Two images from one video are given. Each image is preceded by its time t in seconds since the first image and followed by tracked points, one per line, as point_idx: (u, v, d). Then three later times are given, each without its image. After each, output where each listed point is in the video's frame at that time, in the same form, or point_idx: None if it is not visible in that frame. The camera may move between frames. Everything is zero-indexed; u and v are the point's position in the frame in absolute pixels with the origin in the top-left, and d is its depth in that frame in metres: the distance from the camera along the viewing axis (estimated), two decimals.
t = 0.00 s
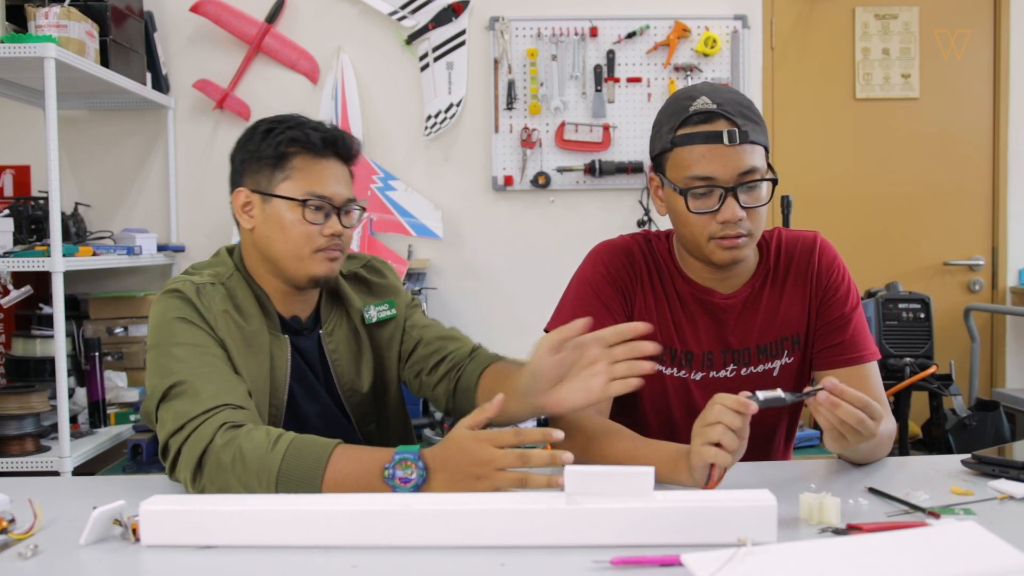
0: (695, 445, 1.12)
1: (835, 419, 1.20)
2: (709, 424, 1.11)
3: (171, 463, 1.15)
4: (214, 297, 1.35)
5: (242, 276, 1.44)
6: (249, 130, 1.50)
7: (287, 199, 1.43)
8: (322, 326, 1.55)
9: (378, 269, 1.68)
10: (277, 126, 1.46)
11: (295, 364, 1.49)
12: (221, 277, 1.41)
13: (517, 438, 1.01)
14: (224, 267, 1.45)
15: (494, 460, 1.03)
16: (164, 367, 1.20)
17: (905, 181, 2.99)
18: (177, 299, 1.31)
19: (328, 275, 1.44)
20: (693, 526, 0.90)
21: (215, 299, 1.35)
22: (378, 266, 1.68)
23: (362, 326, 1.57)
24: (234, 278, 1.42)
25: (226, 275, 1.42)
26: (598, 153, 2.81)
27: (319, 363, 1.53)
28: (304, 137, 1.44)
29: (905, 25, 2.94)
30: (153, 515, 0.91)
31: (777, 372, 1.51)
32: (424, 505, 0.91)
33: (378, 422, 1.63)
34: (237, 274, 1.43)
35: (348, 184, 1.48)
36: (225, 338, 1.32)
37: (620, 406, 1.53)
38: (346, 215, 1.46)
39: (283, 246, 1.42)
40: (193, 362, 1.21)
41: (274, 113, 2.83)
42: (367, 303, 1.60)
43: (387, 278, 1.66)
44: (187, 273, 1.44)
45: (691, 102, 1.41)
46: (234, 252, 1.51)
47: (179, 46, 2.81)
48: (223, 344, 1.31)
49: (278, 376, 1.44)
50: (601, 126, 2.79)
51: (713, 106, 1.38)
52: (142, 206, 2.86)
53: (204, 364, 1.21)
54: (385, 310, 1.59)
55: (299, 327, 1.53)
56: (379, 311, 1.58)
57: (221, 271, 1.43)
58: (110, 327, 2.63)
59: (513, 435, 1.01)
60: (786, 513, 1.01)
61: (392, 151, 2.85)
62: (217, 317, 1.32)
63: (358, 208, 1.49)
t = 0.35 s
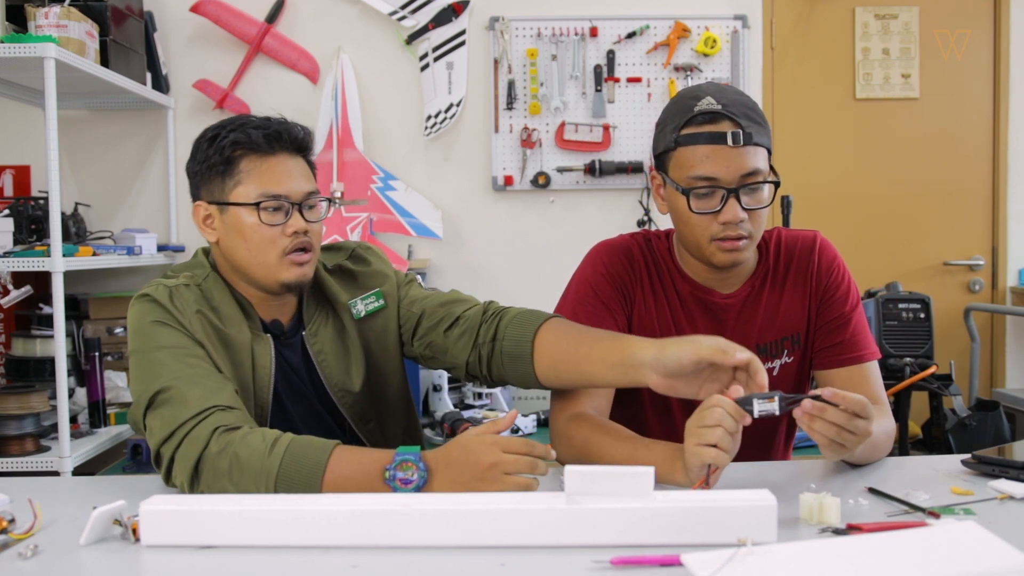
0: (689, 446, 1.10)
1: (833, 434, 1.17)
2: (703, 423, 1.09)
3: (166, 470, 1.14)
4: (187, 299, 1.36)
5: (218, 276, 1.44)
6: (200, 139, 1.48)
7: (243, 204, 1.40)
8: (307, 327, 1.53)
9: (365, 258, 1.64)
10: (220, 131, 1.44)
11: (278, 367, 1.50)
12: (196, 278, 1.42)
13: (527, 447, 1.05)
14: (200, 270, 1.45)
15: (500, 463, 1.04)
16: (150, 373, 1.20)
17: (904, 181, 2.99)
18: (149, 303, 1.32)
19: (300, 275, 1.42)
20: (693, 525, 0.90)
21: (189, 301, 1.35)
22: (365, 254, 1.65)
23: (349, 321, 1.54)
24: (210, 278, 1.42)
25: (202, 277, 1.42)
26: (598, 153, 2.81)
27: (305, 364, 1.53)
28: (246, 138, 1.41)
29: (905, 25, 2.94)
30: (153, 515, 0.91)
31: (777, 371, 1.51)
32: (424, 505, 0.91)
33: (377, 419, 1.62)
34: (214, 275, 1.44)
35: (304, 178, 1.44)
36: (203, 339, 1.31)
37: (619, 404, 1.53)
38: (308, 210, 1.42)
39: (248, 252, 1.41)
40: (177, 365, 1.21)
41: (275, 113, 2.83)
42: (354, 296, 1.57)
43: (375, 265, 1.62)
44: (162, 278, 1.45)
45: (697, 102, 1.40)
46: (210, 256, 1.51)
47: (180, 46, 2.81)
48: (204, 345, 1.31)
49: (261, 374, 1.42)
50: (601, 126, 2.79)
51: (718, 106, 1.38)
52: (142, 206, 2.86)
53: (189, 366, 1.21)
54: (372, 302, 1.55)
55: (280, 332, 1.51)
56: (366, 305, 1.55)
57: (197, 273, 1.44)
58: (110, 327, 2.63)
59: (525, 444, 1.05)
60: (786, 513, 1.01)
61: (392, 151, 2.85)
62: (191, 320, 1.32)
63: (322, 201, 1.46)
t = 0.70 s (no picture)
0: (679, 447, 1.09)
1: (812, 459, 1.11)
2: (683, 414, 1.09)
3: (167, 469, 1.14)
4: (188, 295, 1.36)
5: (220, 274, 1.44)
6: (206, 138, 1.48)
7: (244, 208, 1.39)
8: (308, 332, 1.52)
9: (369, 262, 1.64)
10: (226, 132, 1.43)
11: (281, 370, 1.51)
12: (199, 275, 1.43)
13: (532, 453, 1.07)
14: (202, 266, 1.46)
15: (503, 467, 1.04)
16: (152, 370, 1.20)
17: (904, 181, 2.99)
18: (150, 300, 1.32)
19: (296, 281, 1.40)
20: (694, 525, 0.90)
21: (189, 297, 1.35)
22: (370, 258, 1.64)
23: (351, 328, 1.54)
24: (212, 276, 1.43)
25: (205, 274, 1.42)
26: (598, 153, 2.81)
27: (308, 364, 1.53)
28: (250, 140, 1.40)
29: (905, 25, 2.94)
30: (153, 515, 0.91)
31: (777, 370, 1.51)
32: (424, 505, 0.91)
33: (380, 423, 1.62)
34: (216, 272, 1.44)
35: (307, 184, 1.42)
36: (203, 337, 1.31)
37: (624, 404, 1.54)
38: (311, 217, 1.41)
39: (247, 256, 1.40)
40: (178, 362, 1.21)
41: (275, 113, 2.83)
42: (357, 302, 1.57)
43: (379, 269, 1.62)
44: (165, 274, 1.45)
45: (717, 99, 1.40)
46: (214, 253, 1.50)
47: (179, 46, 2.81)
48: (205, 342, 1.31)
49: (261, 375, 1.42)
50: (601, 126, 2.79)
51: (739, 104, 1.38)
52: (142, 206, 2.85)
53: (190, 364, 1.21)
54: (374, 309, 1.55)
55: (282, 334, 1.51)
56: (368, 311, 1.55)
57: (201, 270, 1.44)
58: (110, 327, 2.63)
59: (529, 450, 1.07)
60: (787, 513, 1.01)
61: (392, 151, 2.85)
62: (191, 316, 1.32)
63: (327, 206, 1.44)
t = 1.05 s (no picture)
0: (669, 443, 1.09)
1: (790, 467, 1.09)
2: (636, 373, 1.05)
3: (168, 467, 1.14)
4: (198, 295, 1.35)
5: (230, 274, 1.44)
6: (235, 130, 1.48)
7: (252, 201, 1.39)
8: (318, 334, 1.53)
9: (382, 267, 1.64)
10: (250, 126, 1.43)
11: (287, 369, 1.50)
12: (208, 274, 1.42)
13: (533, 456, 1.08)
14: (211, 265, 1.45)
15: (504, 469, 1.05)
16: (158, 367, 1.20)
17: (904, 182, 2.99)
18: (159, 298, 1.31)
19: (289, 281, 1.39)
20: (694, 525, 0.90)
21: (200, 297, 1.35)
22: (384, 264, 1.65)
23: (362, 331, 1.54)
24: (221, 275, 1.42)
25: (214, 273, 1.42)
26: (598, 153, 2.81)
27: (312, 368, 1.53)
28: (266, 136, 1.39)
29: (905, 25, 2.94)
30: (153, 515, 0.91)
31: (779, 369, 1.51)
32: (424, 505, 0.91)
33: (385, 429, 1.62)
34: (224, 270, 1.44)
35: (317, 185, 1.41)
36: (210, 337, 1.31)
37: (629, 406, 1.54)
38: (318, 219, 1.40)
39: (248, 250, 1.40)
40: (184, 361, 1.21)
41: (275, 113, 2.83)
42: (368, 307, 1.57)
43: (391, 275, 1.62)
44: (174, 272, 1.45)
45: (732, 96, 1.40)
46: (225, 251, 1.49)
47: (179, 46, 2.81)
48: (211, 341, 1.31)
49: (267, 376, 1.43)
50: (601, 126, 2.79)
51: (753, 102, 1.38)
52: (142, 206, 2.85)
53: (195, 364, 1.21)
54: (385, 314, 1.55)
55: (289, 335, 1.50)
56: (378, 317, 1.55)
57: (210, 269, 1.43)
58: (110, 327, 2.63)
59: (530, 453, 1.08)
60: (787, 513, 1.01)
61: (392, 150, 2.84)
62: (200, 316, 1.32)
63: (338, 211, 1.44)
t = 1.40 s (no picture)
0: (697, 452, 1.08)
1: (789, 446, 1.10)
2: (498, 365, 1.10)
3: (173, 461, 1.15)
4: (236, 290, 1.36)
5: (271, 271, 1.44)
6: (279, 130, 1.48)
7: (292, 201, 1.38)
8: (344, 341, 1.53)
9: (414, 297, 1.65)
10: (293, 127, 1.43)
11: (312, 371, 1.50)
12: (248, 267, 1.42)
13: (413, 368, 0.97)
14: (253, 259, 1.45)
15: (398, 403, 0.97)
16: (181, 358, 1.20)
17: (904, 182, 2.99)
18: (197, 288, 1.32)
19: (328, 281, 1.38)
20: (693, 525, 0.90)
21: (236, 292, 1.35)
22: (415, 294, 1.66)
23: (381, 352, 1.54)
24: (262, 270, 1.42)
25: (254, 267, 1.42)
26: (598, 153, 2.81)
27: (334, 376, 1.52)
28: (308, 138, 1.38)
29: (905, 25, 2.94)
30: (153, 515, 0.91)
31: (778, 369, 1.51)
32: (425, 505, 0.91)
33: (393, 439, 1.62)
34: (265, 267, 1.43)
35: (357, 187, 1.39)
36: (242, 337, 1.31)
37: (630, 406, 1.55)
38: (356, 220, 1.39)
39: (287, 249, 1.39)
40: (207, 356, 1.21)
41: (275, 113, 2.83)
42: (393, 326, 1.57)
43: (420, 309, 1.63)
44: (217, 263, 1.46)
45: (738, 96, 1.40)
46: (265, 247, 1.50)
47: (179, 46, 2.81)
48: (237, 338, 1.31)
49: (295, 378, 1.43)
50: (601, 126, 2.79)
51: (759, 102, 1.38)
52: (142, 206, 2.86)
53: (215, 359, 1.21)
54: (406, 338, 1.54)
55: (319, 337, 1.50)
56: (400, 339, 1.54)
57: (251, 261, 1.44)
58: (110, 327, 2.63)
59: (409, 366, 0.97)
60: (787, 513, 1.01)
61: (392, 151, 2.84)
62: (235, 315, 1.32)
63: (376, 214, 1.43)
